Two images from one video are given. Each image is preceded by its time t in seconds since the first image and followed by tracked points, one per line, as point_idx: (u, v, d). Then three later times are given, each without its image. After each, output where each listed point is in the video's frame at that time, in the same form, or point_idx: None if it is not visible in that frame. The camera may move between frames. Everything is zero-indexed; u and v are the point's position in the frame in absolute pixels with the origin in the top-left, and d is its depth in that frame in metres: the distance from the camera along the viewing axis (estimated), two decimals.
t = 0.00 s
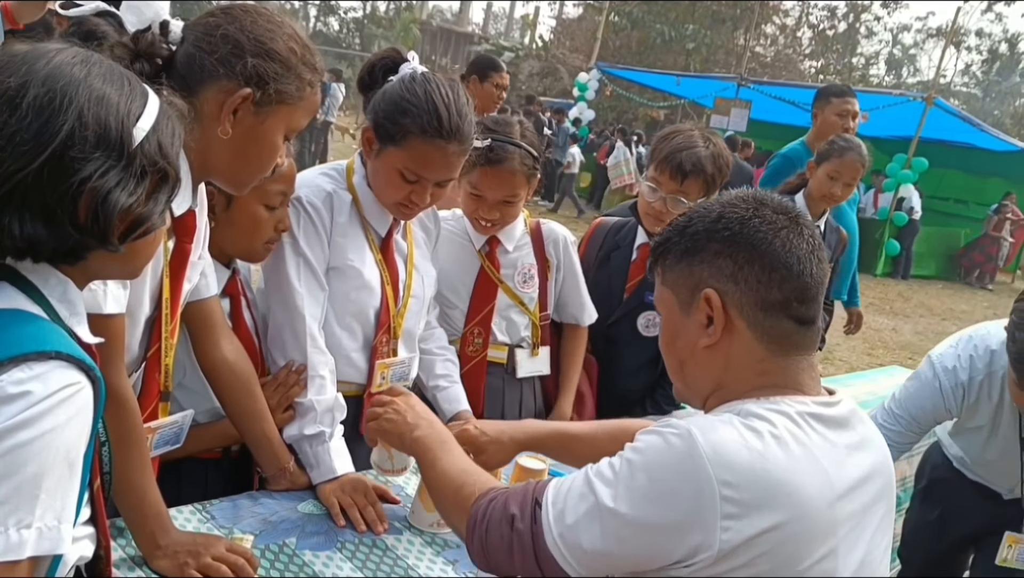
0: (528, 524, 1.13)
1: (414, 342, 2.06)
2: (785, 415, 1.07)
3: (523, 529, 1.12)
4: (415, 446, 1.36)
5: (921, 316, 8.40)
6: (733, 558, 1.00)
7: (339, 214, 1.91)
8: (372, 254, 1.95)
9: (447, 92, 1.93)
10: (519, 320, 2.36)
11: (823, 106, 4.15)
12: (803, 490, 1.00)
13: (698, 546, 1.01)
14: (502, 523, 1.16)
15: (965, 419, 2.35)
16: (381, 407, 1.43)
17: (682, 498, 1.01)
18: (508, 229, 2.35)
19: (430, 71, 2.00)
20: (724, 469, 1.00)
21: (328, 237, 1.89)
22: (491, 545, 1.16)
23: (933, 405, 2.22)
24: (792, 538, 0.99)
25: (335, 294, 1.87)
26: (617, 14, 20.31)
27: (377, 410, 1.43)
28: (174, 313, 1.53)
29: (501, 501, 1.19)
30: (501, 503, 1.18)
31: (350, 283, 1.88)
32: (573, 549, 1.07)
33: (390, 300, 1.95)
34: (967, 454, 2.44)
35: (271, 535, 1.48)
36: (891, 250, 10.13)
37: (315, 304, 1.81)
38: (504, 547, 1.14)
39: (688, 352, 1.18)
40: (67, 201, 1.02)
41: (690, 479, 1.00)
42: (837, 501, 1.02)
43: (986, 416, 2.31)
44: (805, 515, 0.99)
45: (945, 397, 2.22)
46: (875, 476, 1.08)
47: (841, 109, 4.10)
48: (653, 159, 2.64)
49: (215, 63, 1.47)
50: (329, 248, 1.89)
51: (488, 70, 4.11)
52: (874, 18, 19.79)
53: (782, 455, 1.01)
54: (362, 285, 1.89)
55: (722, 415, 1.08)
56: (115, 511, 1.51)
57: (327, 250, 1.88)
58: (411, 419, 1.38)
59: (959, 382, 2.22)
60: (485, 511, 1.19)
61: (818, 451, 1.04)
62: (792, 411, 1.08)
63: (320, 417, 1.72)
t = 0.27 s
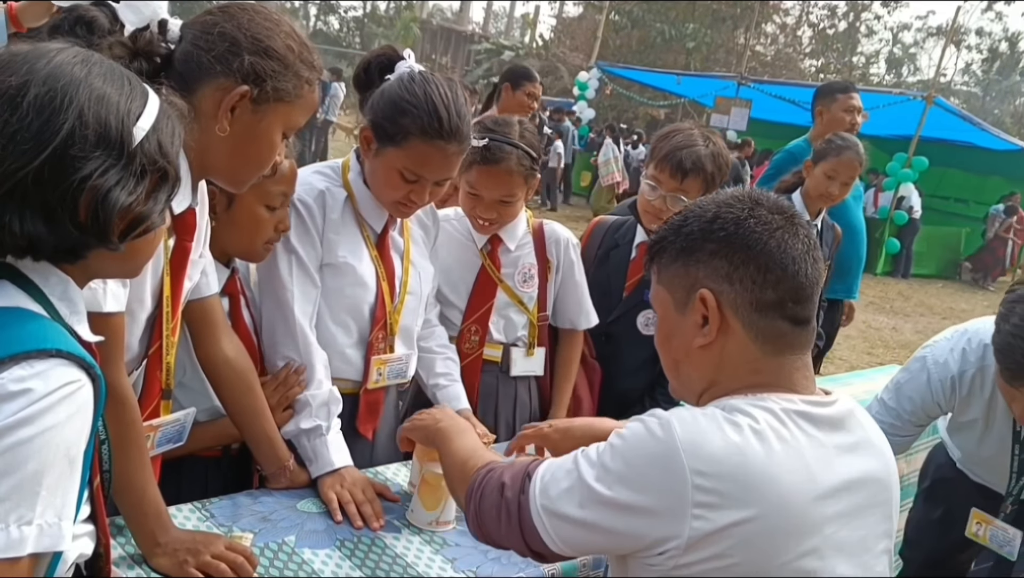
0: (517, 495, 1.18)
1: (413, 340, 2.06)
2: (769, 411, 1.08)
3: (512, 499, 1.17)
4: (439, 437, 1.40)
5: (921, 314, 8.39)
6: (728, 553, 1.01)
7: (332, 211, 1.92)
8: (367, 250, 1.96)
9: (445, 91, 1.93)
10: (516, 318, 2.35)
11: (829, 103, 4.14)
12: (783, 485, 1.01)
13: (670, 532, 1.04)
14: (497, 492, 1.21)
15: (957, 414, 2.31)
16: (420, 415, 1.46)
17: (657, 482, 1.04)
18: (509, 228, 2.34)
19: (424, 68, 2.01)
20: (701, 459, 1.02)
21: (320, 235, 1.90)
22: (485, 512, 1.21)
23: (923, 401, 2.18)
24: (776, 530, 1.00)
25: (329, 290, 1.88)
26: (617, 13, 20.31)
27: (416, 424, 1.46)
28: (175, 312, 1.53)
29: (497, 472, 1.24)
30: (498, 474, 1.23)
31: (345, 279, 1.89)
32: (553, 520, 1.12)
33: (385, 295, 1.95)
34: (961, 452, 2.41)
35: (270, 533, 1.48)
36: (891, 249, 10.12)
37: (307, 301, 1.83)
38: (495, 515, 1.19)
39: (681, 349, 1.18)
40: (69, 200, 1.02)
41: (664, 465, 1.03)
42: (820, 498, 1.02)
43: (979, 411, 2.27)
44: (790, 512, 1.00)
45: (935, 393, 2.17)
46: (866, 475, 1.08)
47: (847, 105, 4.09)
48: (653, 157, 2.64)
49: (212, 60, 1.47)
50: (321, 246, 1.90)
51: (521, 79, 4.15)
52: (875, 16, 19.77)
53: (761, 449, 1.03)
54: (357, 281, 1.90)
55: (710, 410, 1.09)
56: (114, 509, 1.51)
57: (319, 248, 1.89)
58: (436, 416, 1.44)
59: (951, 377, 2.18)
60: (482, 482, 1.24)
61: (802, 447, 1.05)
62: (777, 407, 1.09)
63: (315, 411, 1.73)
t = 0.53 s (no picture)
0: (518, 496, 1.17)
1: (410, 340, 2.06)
2: (770, 410, 1.08)
3: (513, 501, 1.17)
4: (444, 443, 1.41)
5: (921, 315, 8.39)
6: (728, 553, 1.01)
7: (329, 210, 1.92)
8: (367, 252, 1.96)
9: (450, 95, 1.93)
10: (515, 319, 2.36)
11: (829, 103, 4.13)
12: (783, 484, 1.01)
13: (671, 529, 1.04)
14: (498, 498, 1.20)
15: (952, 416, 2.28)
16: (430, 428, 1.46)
17: (659, 481, 1.04)
18: (509, 230, 2.34)
19: (424, 72, 2.01)
20: (702, 457, 1.02)
21: (319, 236, 1.90)
22: (486, 517, 1.20)
23: (919, 406, 2.14)
24: (767, 527, 1.00)
25: (328, 290, 1.88)
26: (616, 14, 20.32)
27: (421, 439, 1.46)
28: (175, 313, 1.53)
29: (498, 475, 1.23)
30: (499, 478, 1.23)
31: (342, 280, 1.88)
32: (556, 522, 1.11)
33: (385, 296, 1.95)
34: (962, 455, 2.38)
35: (270, 535, 1.48)
36: (890, 249, 10.13)
37: (306, 302, 1.83)
38: (496, 520, 1.18)
39: (681, 348, 1.19)
40: (67, 202, 1.02)
41: (666, 463, 1.04)
42: (819, 497, 1.02)
43: (974, 412, 2.24)
44: (788, 512, 1.00)
45: (932, 396, 2.14)
46: (866, 474, 1.08)
47: (847, 104, 4.09)
48: (653, 159, 2.64)
49: (214, 63, 1.47)
50: (320, 246, 1.90)
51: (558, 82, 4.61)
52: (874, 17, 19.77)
53: (761, 447, 1.03)
54: (356, 281, 1.90)
55: (711, 409, 1.09)
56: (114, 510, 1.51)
57: (317, 249, 1.89)
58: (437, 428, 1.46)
59: (946, 380, 2.15)
60: (484, 486, 1.24)
61: (802, 446, 1.05)
62: (777, 406, 1.09)
63: (316, 413, 1.73)
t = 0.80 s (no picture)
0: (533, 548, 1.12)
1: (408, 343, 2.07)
2: (770, 408, 1.09)
3: (528, 555, 1.12)
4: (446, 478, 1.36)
5: (917, 317, 8.41)
6: (726, 553, 1.01)
7: (333, 214, 1.91)
8: (367, 255, 1.96)
9: (456, 102, 1.93)
10: (512, 321, 2.36)
11: (828, 105, 4.14)
12: (784, 480, 1.02)
13: (686, 535, 1.02)
14: (507, 553, 1.15)
15: (952, 421, 2.27)
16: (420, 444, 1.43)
17: (669, 490, 1.01)
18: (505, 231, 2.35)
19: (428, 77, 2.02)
20: (706, 457, 1.01)
21: (322, 239, 1.89)
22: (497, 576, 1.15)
23: (920, 411, 2.12)
24: (766, 527, 1.01)
25: (328, 294, 1.88)
26: (612, 16, 20.37)
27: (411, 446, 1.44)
28: (172, 314, 1.53)
29: (505, 534, 1.18)
30: (506, 536, 1.18)
31: (342, 283, 1.89)
32: (575, 562, 1.06)
33: (385, 300, 1.96)
34: (959, 460, 2.37)
35: (268, 537, 1.48)
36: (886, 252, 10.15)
37: (310, 305, 1.83)
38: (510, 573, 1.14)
39: (676, 347, 1.19)
40: (63, 203, 1.02)
41: (677, 472, 1.01)
42: (821, 494, 1.04)
43: (974, 417, 2.24)
44: (786, 507, 1.01)
45: (933, 402, 2.13)
46: (863, 471, 1.10)
47: (845, 104, 4.11)
48: (652, 161, 2.65)
49: (213, 65, 1.47)
50: (323, 249, 1.89)
51: (587, 91, 4.61)
52: (869, 20, 19.82)
53: (765, 445, 1.03)
54: (356, 285, 1.90)
55: (711, 408, 1.09)
56: (112, 512, 1.51)
57: (320, 250, 1.89)
58: (446, 453, 1.40)
59: (946, 385, 2.14)
60: (491, 544, 1.18)
61: (802, 443, 1.06)
62: (777, 404, 1.10)
63: (317, 417, 1.73)
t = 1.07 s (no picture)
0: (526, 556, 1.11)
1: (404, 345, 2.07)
2: (761, 407, 1.10)
3: (522, 563, 1.10)
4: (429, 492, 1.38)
5: (912, 320, 8.42)
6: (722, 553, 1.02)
7: (331, 216, 1.92)
8: (365, 258, 1.96)
9: (453, 106, 1.94)
10: (508, 323, 2.36)
11: (835, 109, 4.09)
12: (777, 478, 1.04)
13: (684, 535, 1.02)
14: (501, 562, 1.13)
15: (951, 425, 2.23)
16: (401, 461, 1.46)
17: (669, 490, 1.01)
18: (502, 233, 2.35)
19: (429, 81, 2.01)
20: (704, 456, 1.02)
21: (319, 240, 1.89)
22: None
23: (917, 417, 2.12)
24: (769, 523, 1.02)
25: (327, 296, 1.88)
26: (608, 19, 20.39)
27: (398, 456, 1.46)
28: (168, 315, 1.53)
29: (496, 543, 1.16)
30: (497, 544, 1.17)
31: (339, 285, 1.89)
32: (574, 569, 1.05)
33: (383, 303, 1.96)
34: (957, 464, 2.36)
35: (263, 538, 1.48)
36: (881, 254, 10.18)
37: (308, 307, 1.83)
38: None
39: (664, 348, 1.20)
40: (58, 204, 1.02)
41: (674, 471, 1.01)
42: (814, 491, 1.06)
43: (973, 422, 2.20)
44: (778, 504, 1.03)
45: (930, 408, 2.12)
46: (852, 468, 1.13)
47: (854, 110, 4.05)
48: (651, 162, 2.67)
49: (210, 65, 1.47)
50: (321, 251, 1.89)
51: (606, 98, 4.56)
52: (864, 23, 19.88)
53: (757, 444, 1.05)
54: (353, 287, 1.90)
55: (702, 408, 1.11)
56: (106, 514, 1.50)
57: (318, 253, 1.89)
58: (427, 465, 1.41)
59: (943, 390, 2.11)
60: (483, 554, 1.17)
61: (793, 442, 1.08)
62: (768, 403, 1.11)
63: (313, 419, 1.72)
